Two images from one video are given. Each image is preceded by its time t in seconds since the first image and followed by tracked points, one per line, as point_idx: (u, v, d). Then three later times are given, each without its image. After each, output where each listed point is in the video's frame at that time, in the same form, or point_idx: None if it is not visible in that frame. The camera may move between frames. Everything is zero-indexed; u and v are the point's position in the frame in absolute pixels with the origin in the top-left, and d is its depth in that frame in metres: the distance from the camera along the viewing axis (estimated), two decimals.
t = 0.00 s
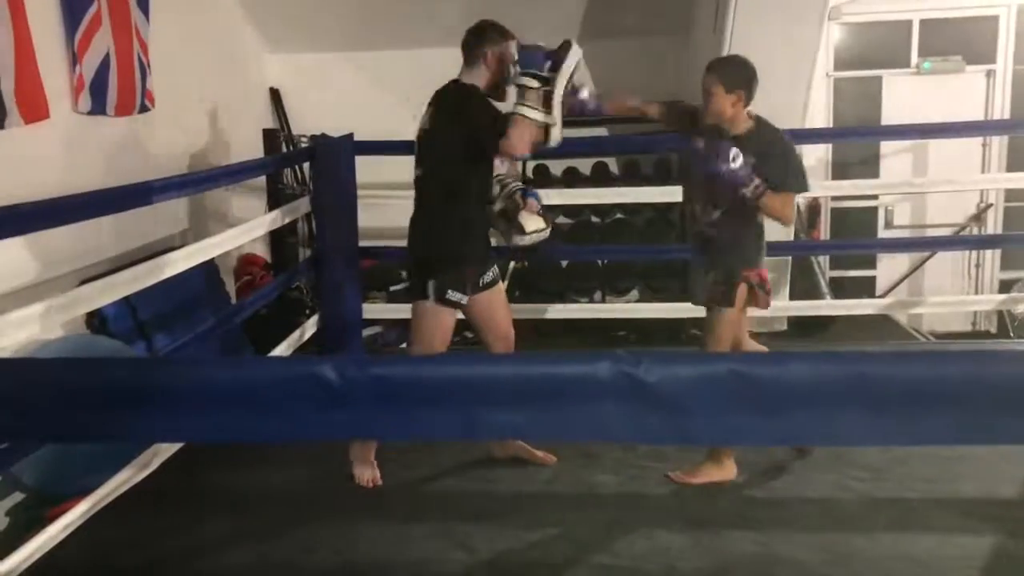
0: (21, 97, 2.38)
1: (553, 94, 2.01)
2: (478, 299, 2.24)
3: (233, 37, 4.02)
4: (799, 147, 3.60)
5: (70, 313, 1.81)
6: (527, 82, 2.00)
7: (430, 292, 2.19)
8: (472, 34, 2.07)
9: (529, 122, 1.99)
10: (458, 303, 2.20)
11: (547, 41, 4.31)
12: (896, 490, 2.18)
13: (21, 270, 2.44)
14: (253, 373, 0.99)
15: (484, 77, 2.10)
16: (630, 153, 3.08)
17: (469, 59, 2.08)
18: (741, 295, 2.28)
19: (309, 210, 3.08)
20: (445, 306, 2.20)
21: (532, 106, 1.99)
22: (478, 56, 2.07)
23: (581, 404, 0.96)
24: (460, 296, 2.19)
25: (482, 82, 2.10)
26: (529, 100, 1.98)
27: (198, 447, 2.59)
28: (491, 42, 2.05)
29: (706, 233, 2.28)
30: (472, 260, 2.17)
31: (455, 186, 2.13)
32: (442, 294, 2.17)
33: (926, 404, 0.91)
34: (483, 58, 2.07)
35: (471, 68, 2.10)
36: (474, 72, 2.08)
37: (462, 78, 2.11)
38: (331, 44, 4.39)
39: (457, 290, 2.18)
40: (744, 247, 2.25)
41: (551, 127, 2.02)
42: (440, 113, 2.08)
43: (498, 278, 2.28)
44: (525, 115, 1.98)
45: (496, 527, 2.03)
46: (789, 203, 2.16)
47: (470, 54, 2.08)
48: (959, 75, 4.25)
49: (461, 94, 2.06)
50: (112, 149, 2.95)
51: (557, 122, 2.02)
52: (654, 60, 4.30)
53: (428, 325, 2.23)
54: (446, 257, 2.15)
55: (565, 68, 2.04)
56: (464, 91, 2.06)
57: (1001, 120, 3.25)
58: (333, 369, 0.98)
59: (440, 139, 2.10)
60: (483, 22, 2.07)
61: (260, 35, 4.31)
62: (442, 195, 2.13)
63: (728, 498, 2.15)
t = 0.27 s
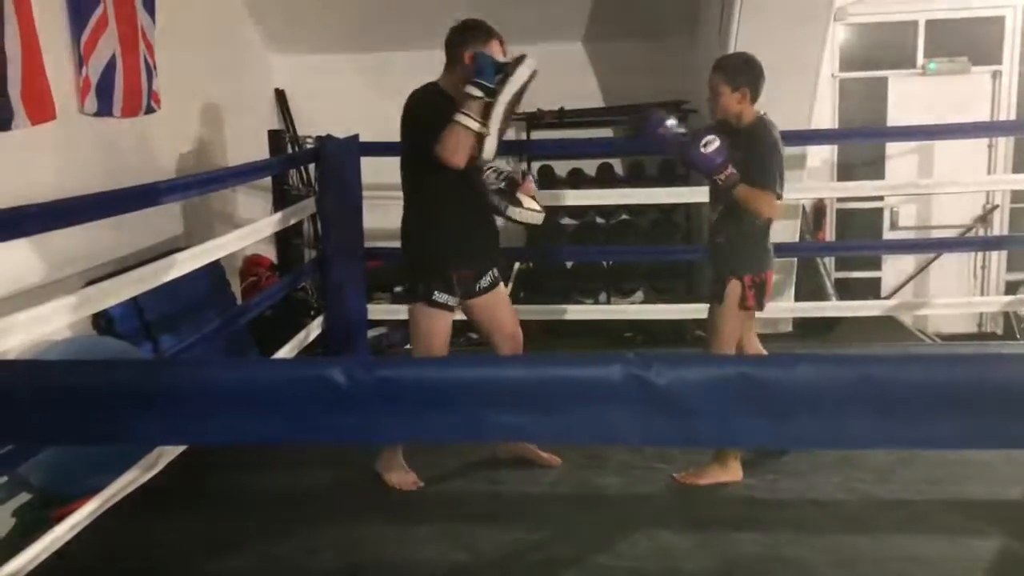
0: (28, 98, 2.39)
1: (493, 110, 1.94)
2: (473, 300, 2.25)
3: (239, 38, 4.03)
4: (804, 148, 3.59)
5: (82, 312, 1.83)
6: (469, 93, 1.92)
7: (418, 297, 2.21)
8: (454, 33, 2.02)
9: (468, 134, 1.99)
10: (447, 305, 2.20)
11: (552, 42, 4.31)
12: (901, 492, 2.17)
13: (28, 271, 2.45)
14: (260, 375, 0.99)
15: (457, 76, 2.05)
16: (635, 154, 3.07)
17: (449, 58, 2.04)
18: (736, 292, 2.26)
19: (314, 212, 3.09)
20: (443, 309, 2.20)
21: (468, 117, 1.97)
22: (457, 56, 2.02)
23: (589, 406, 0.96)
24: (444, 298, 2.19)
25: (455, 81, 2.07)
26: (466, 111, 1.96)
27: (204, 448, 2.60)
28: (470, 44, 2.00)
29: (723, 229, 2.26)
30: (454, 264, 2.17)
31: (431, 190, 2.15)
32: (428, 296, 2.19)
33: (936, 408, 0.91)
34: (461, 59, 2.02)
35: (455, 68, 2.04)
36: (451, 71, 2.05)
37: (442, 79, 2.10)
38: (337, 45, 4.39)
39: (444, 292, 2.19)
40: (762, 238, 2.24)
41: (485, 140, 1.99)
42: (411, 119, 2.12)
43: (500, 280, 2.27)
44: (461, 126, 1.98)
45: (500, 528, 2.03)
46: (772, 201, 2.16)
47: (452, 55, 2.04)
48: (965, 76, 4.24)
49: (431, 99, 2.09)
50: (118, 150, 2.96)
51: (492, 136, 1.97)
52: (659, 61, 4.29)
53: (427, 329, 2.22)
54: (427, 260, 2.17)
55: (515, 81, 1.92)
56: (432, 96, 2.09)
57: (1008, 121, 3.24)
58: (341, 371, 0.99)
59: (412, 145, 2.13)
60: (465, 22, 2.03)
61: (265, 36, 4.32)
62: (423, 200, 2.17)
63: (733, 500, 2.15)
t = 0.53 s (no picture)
0: (31, 97, 2.39)
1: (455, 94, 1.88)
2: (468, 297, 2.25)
3: (242, 38, 4.03)
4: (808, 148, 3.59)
5: (82, 314, 1.82)
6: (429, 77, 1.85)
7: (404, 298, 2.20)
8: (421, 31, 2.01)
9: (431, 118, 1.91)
10: (435, 301, 2.19)
11: (556, 42, 4.30)
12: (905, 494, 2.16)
13: (31, 270, 2.45)
14: (261, 375, 0.98)
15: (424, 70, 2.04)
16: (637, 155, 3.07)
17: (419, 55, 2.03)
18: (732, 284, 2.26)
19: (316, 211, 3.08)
20: (431, 306, 2.19)
21: (430, 104, 1.88)
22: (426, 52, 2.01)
23: (592, 408, 0.96)
24: (430, 295, 2.18)
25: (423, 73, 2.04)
26: (427, 98, 1.86)
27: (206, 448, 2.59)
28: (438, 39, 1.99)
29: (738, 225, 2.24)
30: (440, 260, 2.17)
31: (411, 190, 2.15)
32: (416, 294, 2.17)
33: (943, 410, 0.90)
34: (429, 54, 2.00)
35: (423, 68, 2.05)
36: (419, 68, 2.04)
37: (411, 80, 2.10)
38: (340, 45, 4.39)
39: (430, 289, 2.18)
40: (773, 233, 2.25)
41: (448, 125, 1.92)
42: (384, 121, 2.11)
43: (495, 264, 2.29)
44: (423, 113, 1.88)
45: (503, 529, 2.03)
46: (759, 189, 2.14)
47: (421, 53, 2.03)
48: (969, 77, 4.23)
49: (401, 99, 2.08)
50: (120, 150, 2.96)
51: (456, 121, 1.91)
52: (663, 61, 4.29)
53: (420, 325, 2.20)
54: (413, 259, 2.17)
55: (475, 64, 1.90)
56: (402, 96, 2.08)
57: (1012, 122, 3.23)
58: (342, 372, 0.98)
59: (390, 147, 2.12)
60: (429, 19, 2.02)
61: (268, 35, 4.32)
62: (403, 201, 2.17)
63: (736, 501, 2.14)
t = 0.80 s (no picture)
0: (29, 95, 2.38)
1: (463, 83, 1.94)
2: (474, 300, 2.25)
3: (241, 36, 4.02)
4: (808, 148, 3.58)
5: (78, 313, 1.82)
6: (437, 70, 1.95)
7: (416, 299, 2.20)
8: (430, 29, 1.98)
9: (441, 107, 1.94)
10: (448, 302, 2.19)
11: (555, 41, 4.30)
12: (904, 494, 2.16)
13: (29, 268, 2.44)
14: (255, 373, 0.98)
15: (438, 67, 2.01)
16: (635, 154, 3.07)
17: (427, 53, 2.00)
18: (710, 284, 2.30)
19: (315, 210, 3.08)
20: (444, 307, 2.19)
21: (439, 95, 1.94)
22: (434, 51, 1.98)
23: (588, 406, 0.96)
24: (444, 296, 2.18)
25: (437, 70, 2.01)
26: (436, 89, 1.93)
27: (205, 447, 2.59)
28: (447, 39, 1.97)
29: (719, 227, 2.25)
30: (453, 259, 2.17)
31: (423, 189, 2.15)
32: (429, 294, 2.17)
33: (940, 408, 0.90)
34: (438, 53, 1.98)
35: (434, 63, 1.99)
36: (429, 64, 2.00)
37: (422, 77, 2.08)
38: (339, 44, 4.39)
39: (443, 289, 2.18)
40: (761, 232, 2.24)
41: (458, 115, 1.96)
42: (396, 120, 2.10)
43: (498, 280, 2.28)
44: (433, 104, 1.94)
45: (501, 528, 2.02)
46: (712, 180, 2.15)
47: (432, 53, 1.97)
48: (969, 76, 4.22)
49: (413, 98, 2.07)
50: (119, 147, 2.95)
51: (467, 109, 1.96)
52: (662, 60, 4.28)
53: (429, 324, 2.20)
54: (425, 258, 2.17)
55: (480, 52, 1.94)
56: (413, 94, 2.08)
57: (1013, 121, 3.22)
58: (336, 370, 0.98)
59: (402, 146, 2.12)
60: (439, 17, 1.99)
61: (267, 33, 4.31)
62: (414, 200, 2.17)
63: (735, 501, 2.14)
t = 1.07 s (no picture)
0: (24, 91, 2.38)
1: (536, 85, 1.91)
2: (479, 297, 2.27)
3: (238, 33, 4.02)
4: (804, 145, 3.58)
5: (74, 309, 1.82)
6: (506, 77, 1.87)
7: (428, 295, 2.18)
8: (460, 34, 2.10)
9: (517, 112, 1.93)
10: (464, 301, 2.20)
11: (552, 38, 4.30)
12: (900, 490, 2.17)
13: (24, 264, 2.44)
14: (249, 370, 0.98)
15: (477, 74, 2.11)
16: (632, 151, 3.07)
17: (460, 59, 2.11)
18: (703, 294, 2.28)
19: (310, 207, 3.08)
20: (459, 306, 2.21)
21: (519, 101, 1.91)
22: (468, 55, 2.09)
23: (581, 403, 0.96)
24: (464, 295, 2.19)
25: (479, 78, 2.12)
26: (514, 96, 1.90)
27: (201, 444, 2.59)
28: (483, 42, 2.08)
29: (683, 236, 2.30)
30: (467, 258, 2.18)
31: (447, 181, 2.13)
32: (449, 292, 2.16)
33: (932, 405, 0.90)
34: (473, 57, 2.09)
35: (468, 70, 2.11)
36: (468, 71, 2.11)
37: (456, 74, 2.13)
38: (336, 41, 4.39)
39: (461, 288, 2.18)
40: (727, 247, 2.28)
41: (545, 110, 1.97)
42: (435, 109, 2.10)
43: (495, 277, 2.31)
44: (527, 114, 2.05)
45: (497, 525, 2.03)
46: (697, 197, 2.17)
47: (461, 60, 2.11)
48: (965, 74, 4.23)
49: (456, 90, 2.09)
50: (115, 144, 2.95)
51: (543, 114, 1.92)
52: (659, 57, 4.28)
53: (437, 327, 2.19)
54: (444, 256, 2.15)
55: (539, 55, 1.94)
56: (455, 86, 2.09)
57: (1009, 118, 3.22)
58: (330, 367, 0.98)
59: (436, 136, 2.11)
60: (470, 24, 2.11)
61: (264, 30, 4.31)
62: (433, 198, 2.15)
63: (731, 497, 2.15)
